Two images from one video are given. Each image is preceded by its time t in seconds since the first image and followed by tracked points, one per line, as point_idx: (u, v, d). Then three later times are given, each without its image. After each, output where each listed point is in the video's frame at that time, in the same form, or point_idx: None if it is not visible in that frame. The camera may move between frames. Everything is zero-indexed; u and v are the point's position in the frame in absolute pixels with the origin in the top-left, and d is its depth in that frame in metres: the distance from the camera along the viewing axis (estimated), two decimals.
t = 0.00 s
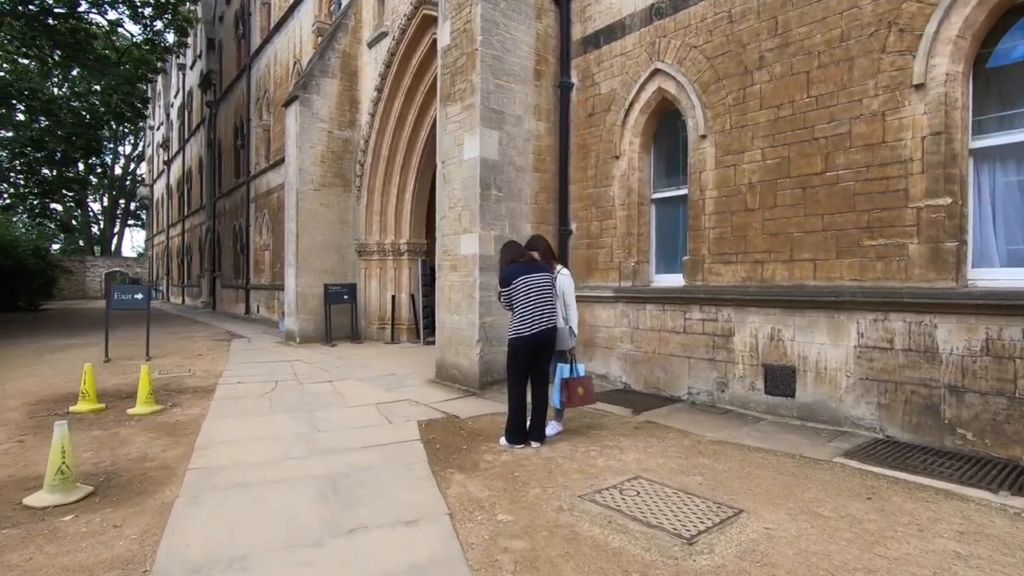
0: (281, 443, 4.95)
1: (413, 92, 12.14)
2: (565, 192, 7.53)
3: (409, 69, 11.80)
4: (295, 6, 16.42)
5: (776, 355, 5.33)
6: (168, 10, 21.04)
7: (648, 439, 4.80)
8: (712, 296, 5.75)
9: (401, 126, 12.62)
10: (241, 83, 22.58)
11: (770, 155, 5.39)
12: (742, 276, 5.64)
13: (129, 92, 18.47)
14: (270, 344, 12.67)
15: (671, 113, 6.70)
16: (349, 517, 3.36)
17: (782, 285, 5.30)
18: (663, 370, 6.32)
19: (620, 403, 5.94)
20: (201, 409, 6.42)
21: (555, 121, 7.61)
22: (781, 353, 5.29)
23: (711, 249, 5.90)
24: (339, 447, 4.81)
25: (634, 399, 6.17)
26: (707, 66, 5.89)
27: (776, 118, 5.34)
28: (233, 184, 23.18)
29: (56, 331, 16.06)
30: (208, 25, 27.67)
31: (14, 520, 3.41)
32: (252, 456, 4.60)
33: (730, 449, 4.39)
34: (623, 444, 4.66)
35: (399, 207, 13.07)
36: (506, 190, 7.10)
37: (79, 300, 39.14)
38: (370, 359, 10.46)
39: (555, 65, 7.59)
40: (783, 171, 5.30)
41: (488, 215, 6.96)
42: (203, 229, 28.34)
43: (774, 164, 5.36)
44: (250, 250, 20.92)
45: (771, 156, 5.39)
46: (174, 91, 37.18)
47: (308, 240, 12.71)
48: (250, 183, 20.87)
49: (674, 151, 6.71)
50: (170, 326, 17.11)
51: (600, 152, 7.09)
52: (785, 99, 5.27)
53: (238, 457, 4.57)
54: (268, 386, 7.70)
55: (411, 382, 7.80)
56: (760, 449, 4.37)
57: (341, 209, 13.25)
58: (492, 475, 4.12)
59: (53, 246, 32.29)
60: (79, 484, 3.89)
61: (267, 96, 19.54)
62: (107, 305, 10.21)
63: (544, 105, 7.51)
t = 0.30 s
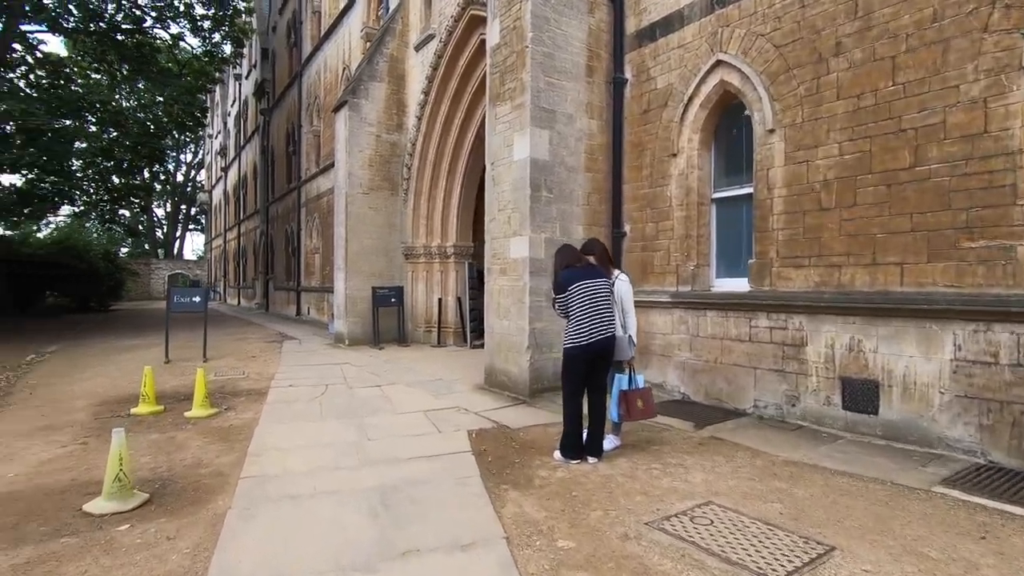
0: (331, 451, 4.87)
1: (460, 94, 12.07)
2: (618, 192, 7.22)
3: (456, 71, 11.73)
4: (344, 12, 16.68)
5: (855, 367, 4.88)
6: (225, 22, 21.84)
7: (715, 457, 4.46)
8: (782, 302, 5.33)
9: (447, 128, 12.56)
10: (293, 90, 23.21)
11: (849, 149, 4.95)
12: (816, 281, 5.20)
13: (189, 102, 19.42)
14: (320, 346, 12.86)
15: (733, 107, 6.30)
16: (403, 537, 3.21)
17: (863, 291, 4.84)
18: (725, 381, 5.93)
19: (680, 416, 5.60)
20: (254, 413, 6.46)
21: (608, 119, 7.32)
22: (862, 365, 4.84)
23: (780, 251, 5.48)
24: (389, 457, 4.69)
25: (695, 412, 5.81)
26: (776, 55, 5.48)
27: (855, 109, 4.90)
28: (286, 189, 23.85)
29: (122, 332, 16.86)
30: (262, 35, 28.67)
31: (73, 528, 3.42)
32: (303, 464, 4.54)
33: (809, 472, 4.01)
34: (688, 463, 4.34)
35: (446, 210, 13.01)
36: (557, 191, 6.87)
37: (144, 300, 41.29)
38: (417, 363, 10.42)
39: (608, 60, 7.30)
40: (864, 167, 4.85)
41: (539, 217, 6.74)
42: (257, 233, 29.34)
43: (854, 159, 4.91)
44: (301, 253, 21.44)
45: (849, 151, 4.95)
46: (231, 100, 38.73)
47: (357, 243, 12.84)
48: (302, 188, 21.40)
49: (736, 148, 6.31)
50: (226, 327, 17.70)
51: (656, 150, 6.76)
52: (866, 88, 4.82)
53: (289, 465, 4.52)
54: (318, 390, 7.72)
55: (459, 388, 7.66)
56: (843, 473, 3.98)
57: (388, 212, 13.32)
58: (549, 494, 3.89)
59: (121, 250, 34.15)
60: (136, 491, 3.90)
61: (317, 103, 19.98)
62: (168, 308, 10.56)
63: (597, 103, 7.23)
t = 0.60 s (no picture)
0: (418, 451, 4.82)
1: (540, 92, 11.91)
2: (713, 185, 6.73)
3: (536, 68, 11.58)
4: (425, 19, 17.05)
5: (1009, 379, 4.19)
6: (315, 37, 23.02)
7: (837, 476, 3.96)
8: (913, 302, 4.69)
9: (527, 127, 12.45)
10: (377, 98, 24.10)
11: (1000, 124, 4.27)
12: (956, 279, 4.53)
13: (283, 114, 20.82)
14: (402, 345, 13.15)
15: (848, 86, 5.68)
16: (496, 549, 3.04)
17: (1019, 290, 4.14)
18: (841, 391, 5.33)
19: (789, 428, 5.08)
20: (343, 410, 6.59)
21: (700, 107, 6.86)
22: (1019, 377, 4.14)
23: (910, 245, 4.83)
24: (476, 460, 4.56)
25: (806, 424, 5.26)
26: (904, 23, 4.85)
27: (1007, 77, 4.22)
28: (370, 194, 24.78)
29: (225, 329, 18.14)
30: (348, 47, 30.05)
31: (180, 517, 3.54)
32: (391, 463, 4.52)
33: (959, 500, 3.44)
34: (805, 481, 3.88)
35: (525, 209, 12.90)
36: (646, 185, 6.52)
37: (244, 301, 44.51)
38: (498, 364, 10.34)
39: (700, 45, 6.85)
40: (1020, 144, 4.16)
41: (627, 213, 6.41)
42: (344, 236, 30.77)
43: (1006, 136, 4.23)
44: (384, 255, 22.15)
45: (1000, 127, 4.26)
46: (320, 111, 40.98)
47: (437, 244, 13.01)
48: (385, 193, 22.13)
49: (851, 131, 5.68)
50: (317, 326, 18.59)
51: (757, 137, 6.23)
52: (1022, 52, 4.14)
53: (378, 464, 4.51)
54: (402, 389, 7.80)
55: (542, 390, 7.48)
56: (1004, 503, 3.37)
57: (468, 213, 13.40)
58: (649, 508, 3.59)
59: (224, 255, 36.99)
60: (236, 484, 4.00)
61: (399, 109, 20.59)
62: (265, 307, 11.16)
63: (689, 90, 6.80)
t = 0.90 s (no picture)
0: (515, 461, 4.66)
1: (634, 85, 11.43)
2: (838, 175, 6.01)
3: (630, 61, 11.12)
4: (515, 22, 17.07)
5: None
6: (410, 48, 23.89)
7: (1016, 519, 3.29)
8: None
9: (620, 124, 12.02)
10: (468, 104, 24.56)
11: None
12: None
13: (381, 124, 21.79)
14: (494, 348, 13.18)
15: (1013, 53, 4.81)
16: None
17: None
18: (1009, 414, 4.50)
19: (942, 456, 4.34)
20: (438, 413, 6.60)
21: (822, 89, 6.16)
22: None
23: None
24: (576, 474, 4.31)
25: (963, 451, 4.48)
26: None
27: None
28: (461, 198, 25.31)
29: (329, 330, 19.24)
30: (441, 56, 30.95)
31: (285, 518, 3.59)
32: (487, 473, 4.38)
33: None
34: (973, 523, 3.24)
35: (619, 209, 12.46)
36: (759, 178, 5.94)
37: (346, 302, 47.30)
38: (592, 369, 10.00)
39: (822, 19, 6.15)
40: None
41: (737, 209, 5.87)
42: (436, 240, 31.71)
43: None
44: (476, 258, 22.47)
45: None
46: (414, 120, 42.61)
47: (528, 246, 12.88)
48: (476, 196, 22.48)
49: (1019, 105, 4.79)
50: (412, 327, 19.20)
51: (894, 119, 5.47)
52: None
53: (475, 473, 4.38)
54: (495, 393, 7.71)
55: (640, 399, 7.08)
56: None
57: (559, 214, 13.16)
58: (777, 543, 3.15)
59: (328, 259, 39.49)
60: (337, 486, 4.04)
61: (489, 112, 20.82)
62: (364, 310, 11.60)
63: (808, 71, 6.13)
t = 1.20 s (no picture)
0: (616, 474, 4.33)
1: (743, 69, 10.59)
2: (1006, 152, 5.05)
3: (739, 43, 10.31)
4: (612, 14, 16.57)
5: None
6: (506, 51, 24.11)
7: None
8: None
9: (728, 112, 11.22)
10: (563, 103, 24.33)
11: None
12: None
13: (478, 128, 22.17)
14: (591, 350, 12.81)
15: None
16: None
17: None
18: None
19: None
20: (534, 417, 6.40)
21: (983, 51, 5.21)
22: None
23: None
24: (686, 493, 3.91)
25: None
26: None
27: None
28: (557, 198, 25.14)
29: (429, 330, 19.85)
30: (536, 57, 30.97)
31: (381, 520, 3.54)
32: (587, 485, 4.09)
33: None
34: None
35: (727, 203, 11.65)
36: (902, 160, 5.13)
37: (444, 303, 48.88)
38: (697, 374, 9.35)
39: None
40: None
41: (875, 197, 5.10)
42: (532, 241, 31.80)
43: None
44: (571, 259, 22.17)
45: None
46: (510, 123, 43.10)
47: (627, 245, 12.35)
48: (572, 195, 22.17)
49: None
50: (507, 328, 19.29)
51: None
52: None
53: (574, 484, 4.12)
54: (593, 398, 7.37)
55: (755, 410, 6.42)
56: None
57: (660, 210, 12.51)
58: None
59: (428, 261, 40.99)
60: (432, 490, 3.95)
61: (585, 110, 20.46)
62: (461, 310, 11.71)
63: (966, 32, 5.21)
